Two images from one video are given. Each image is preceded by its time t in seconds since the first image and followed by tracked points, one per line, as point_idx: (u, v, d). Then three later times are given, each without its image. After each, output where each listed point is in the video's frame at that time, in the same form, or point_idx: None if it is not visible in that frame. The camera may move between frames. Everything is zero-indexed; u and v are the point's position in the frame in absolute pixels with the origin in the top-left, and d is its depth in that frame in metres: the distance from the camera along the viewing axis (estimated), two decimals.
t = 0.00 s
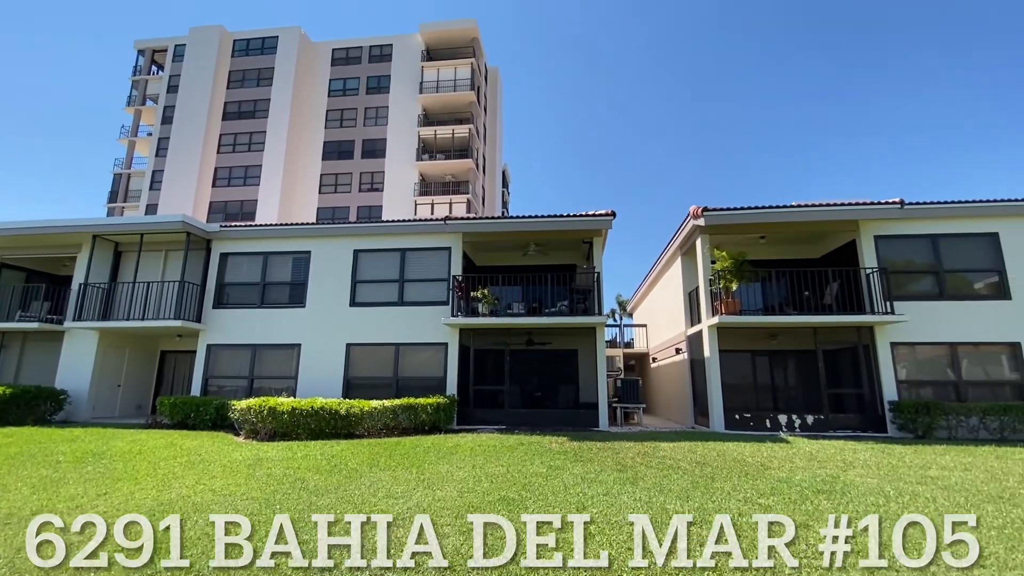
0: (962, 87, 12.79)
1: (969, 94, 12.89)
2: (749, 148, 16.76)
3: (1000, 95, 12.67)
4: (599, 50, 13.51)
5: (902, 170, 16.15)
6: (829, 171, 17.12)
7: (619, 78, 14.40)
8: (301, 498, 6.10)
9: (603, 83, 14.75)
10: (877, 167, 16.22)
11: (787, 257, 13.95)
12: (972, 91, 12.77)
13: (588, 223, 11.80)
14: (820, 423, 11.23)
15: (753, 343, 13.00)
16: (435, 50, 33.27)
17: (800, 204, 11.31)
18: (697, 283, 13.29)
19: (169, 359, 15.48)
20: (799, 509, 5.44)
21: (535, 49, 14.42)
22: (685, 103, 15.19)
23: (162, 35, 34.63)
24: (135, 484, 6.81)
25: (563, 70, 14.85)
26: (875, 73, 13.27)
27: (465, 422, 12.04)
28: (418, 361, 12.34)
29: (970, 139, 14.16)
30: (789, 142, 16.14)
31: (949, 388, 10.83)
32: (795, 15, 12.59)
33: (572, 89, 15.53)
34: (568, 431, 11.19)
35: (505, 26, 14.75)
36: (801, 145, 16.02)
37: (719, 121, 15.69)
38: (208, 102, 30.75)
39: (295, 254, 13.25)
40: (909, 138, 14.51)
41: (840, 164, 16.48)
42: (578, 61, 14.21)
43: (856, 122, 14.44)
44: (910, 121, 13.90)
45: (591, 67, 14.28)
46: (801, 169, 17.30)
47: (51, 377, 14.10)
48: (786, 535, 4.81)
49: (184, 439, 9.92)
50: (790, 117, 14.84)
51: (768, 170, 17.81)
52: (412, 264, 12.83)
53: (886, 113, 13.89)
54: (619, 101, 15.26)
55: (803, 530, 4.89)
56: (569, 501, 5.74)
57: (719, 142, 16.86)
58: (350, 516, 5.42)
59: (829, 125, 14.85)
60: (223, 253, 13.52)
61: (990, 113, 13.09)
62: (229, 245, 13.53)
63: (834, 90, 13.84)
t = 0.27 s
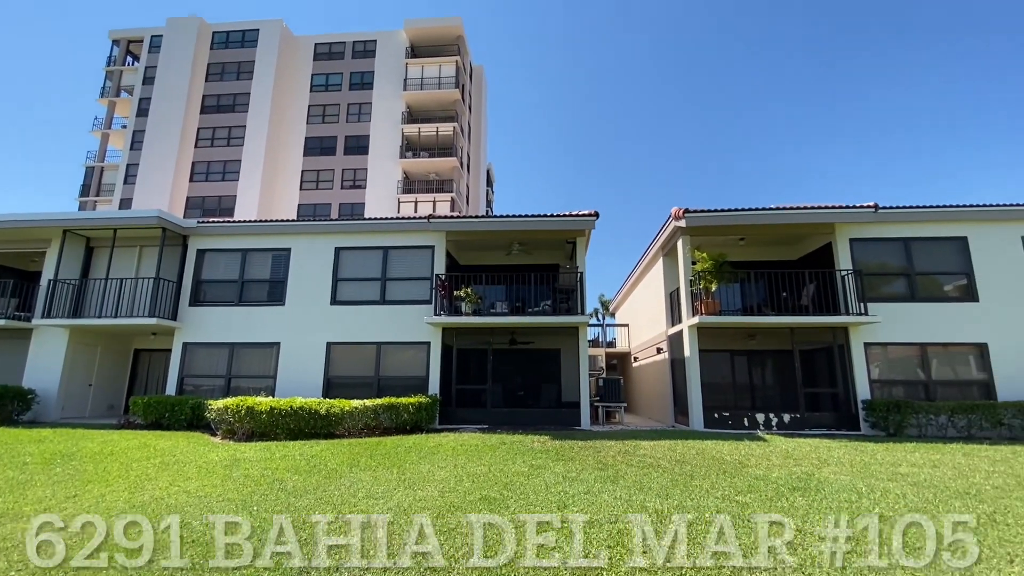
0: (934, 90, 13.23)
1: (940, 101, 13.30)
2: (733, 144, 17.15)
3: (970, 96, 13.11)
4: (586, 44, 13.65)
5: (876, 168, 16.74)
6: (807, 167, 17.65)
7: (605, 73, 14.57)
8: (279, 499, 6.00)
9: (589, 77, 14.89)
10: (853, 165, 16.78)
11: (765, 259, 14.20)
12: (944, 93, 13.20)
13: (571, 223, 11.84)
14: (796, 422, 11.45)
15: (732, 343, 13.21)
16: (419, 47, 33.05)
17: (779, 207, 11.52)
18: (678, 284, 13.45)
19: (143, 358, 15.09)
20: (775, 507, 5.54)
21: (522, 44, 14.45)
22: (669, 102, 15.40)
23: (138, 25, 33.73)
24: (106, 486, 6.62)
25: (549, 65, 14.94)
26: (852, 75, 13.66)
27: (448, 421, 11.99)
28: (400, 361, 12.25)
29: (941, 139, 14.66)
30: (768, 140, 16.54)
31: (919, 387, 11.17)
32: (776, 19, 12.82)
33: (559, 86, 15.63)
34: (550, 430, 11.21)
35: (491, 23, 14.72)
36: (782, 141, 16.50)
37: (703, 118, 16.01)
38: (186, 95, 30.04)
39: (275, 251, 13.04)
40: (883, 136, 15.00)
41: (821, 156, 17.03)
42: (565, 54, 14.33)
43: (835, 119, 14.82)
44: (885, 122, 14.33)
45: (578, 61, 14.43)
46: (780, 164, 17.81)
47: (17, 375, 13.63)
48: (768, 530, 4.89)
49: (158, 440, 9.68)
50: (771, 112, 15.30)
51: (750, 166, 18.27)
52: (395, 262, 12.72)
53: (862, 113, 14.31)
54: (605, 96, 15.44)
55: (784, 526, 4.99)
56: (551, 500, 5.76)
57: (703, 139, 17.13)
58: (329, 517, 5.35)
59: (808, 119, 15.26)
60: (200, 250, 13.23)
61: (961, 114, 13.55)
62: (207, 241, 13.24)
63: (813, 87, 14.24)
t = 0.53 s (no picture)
0: (904, 95, 13.73)
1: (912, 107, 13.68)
2: (713, 146, 17.44)
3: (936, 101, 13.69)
4: (570, 44, 13.71)
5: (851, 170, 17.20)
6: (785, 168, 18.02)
7: (590, 73, 14.68)
8: (256, 501, 5.89)
9: (574, 77, 14.97)
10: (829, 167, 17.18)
11: (745, 260, 14.44)
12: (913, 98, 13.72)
13: (554, 223, 11.87)
14: (773, 420, 11.66)
15: (712, 342, 13.40)
16: (403, 44, 32.79)
17: (758, 209, 11.72)
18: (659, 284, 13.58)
19: (115, 356, 14.69)
20: (752, 504, 5.63)
21: (508, 42, 14.45)
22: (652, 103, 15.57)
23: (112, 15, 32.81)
24: (75, 489, 6.43)
25: (534, 64, 14.98)
26: (828, 80, 13.99)
27: (429, 421, 11.92)
28: (381, 360, 12.14)
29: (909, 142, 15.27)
30: (749, 142, 16.83)
31: (891, 386, 11.48)
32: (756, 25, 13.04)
33: (544, 85, 15.67)
34: (532, 429, 11.23)
35: (475, 22, 14.68)
36: (761, 142, 16.83)
37: (685, 120, 16.21)
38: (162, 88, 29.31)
39: (253, 248, 12.81)
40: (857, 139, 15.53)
41: (799, 160, 17.34)
42: (550, 54, 14.38)
43: (810, 120, 15.26)
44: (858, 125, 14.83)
45: (562, 60, 14.49)
46: (760, 166, 18.12)
47: None
48: (747, 527, 4.95)
49: (130, 441, 9.43)
50: (751, 114, 15.62)
51: (731, 167, 18.56)
52: (376, 260, 12.60)
53: (837, 116, 14.69)
54: (589, 97, 15.55)
55: (761, 522, 5.07)
56: (532, 499, 5.76)
57: (685, 141, 17.36)
58: (306, 519, 5.27)
59: (786, 121, 15.63)
60: (175, 246, 12.92)
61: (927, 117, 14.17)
62: (182, 237, 12.94)
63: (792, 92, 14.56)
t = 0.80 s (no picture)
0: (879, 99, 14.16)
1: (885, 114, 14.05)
2: (695, 147, 17.68)
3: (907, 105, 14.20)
4: (555, 44, 13.75)
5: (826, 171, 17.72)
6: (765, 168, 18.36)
7: (574, 72, 14.75)
8: (232, 504, 5.77)
9: (558, 77, 15.04)
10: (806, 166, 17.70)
11: (724, 261, 14.66)
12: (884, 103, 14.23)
13: (537, 223, 11.89)
14: (750, 419, 11.86)
15: (692, 342, 13.58)
16: (386, 40, 32.49)
17: (737, 211, 11.91)
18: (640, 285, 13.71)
19: (86, 355, 14.26)
20: (729, 502, 5.71)
21: (493, 40, 14.44)
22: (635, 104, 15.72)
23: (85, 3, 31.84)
24: (41, 492, 6.22)
25: (518, 64, 14.99)
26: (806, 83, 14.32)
27: (410, 421, 11.84)
28: (362, 360, 12.01)
29: (883, 145, 15.78)
30: (730, 144, 17.09)
31: (864, 386, 11.79)
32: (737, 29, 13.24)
33: (528, 85, 15.71)
34: (514, 429, 11.23)
35: (460, 20, 14.62)
36: (742, 144, 17.13)
37: (667, 121, 16.40)
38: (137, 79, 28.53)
39: (231, 245, 12.55)
40: (831, 140, 16.03)
41: (778, 162, 17.74)
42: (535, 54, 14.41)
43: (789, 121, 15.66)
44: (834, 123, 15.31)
45: (547, 60, 14.52)
46: (741, 168, 18.45)
47: None
48: (724, 524, 5.03)
49: (100, 442, 9.16)
50: (731, 117, 15.88)
51: (712, 169, 18.82)
52: (358, 259, 12.45)
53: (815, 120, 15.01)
54: (574, 96, 15.64)
55: (738, 520, 5.16)
56: (513, 499, 5.76)
57: (668, 142, 17.55)
58: (283, 522, 5.18)
59: (767, 122, 15.97)
60: (149, 242, 12.59)
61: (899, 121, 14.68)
62: (157, 233, 12.62)
63: (771, 95, 14.86)
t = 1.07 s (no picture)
0: (855, 105, 14.46)
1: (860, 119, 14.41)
2: (676, 149, 17.92)
3: (884, 111, 14.55)
4: (539, 43, 13.78)
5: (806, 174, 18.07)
6: (744, 171, 18.71)
7: (558, 72, 14.80)
8: (206, 506, 5.64)
9: (543, 77, 15.08)
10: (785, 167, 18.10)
11: (704, 263, 14.87)
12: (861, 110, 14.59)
13: (521, 223, 11.89)
14: (728, 418, 12.05)
15: (672, 342, 13.74)
16: (369, 36, 32.15)
17: (717, 213, 12.08)
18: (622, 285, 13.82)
19: (54, 354, 13.80)
20: (707, 499, 5.79)
21: (477, 38, 14.40)
22: (619, 105, 15.86)
23: None
24: (3, 497, 5.99)
25: (502, 63, 14.99)
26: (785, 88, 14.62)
27: (391, 421, 11.75)
28: (342, 359, 11.87)
29: (857, 150, 16.20)
30: (711, 146, 17.34)
31: (838, 385, 12.09)
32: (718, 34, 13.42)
33: (512, 84, 15.71)
34: (495, 428, 11.22)
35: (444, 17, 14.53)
36: (722, 146, 17.41)
37: (649, 122, 16.58)
38: (110, 70, 27.71)
39: (207, 242, 12.28)
40: (808, 142, 16.41)
41: (757, 164, 18.07)
42: (519, 54, 14.42)
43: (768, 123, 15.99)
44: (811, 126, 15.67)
45: (531, 59, 14.53)
46: (721, 170, 18.76)
47: None
48: (702, 522, 5.09)
49: (68, 444, 8.88)
50: (713, 120, 16.12)
51: (693, 171, 19.08)
52: (338, 257, 12.29)
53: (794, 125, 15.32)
54: (558, 96, 15.71)
55: (716, 517, 5.22)
56: (494, 499, 5.75)
57: (650, 144, 17.74)
58: (259, 525, 5.08)
59: (746, 125, 16.29)
60: (122, 239, 12.24)
61: (875, 126, 14.99)
62: (129, 229, 12.28)
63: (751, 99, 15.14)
